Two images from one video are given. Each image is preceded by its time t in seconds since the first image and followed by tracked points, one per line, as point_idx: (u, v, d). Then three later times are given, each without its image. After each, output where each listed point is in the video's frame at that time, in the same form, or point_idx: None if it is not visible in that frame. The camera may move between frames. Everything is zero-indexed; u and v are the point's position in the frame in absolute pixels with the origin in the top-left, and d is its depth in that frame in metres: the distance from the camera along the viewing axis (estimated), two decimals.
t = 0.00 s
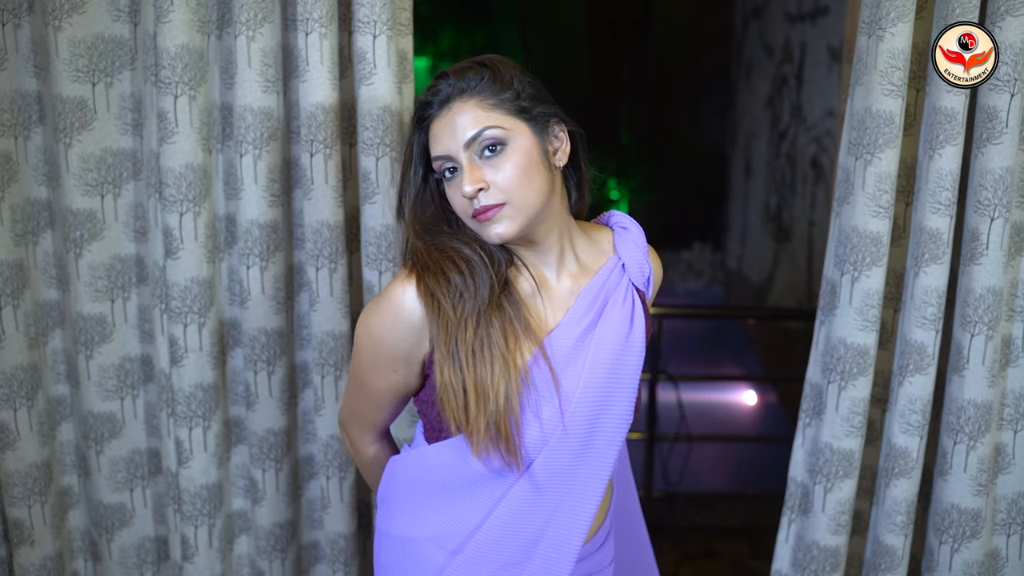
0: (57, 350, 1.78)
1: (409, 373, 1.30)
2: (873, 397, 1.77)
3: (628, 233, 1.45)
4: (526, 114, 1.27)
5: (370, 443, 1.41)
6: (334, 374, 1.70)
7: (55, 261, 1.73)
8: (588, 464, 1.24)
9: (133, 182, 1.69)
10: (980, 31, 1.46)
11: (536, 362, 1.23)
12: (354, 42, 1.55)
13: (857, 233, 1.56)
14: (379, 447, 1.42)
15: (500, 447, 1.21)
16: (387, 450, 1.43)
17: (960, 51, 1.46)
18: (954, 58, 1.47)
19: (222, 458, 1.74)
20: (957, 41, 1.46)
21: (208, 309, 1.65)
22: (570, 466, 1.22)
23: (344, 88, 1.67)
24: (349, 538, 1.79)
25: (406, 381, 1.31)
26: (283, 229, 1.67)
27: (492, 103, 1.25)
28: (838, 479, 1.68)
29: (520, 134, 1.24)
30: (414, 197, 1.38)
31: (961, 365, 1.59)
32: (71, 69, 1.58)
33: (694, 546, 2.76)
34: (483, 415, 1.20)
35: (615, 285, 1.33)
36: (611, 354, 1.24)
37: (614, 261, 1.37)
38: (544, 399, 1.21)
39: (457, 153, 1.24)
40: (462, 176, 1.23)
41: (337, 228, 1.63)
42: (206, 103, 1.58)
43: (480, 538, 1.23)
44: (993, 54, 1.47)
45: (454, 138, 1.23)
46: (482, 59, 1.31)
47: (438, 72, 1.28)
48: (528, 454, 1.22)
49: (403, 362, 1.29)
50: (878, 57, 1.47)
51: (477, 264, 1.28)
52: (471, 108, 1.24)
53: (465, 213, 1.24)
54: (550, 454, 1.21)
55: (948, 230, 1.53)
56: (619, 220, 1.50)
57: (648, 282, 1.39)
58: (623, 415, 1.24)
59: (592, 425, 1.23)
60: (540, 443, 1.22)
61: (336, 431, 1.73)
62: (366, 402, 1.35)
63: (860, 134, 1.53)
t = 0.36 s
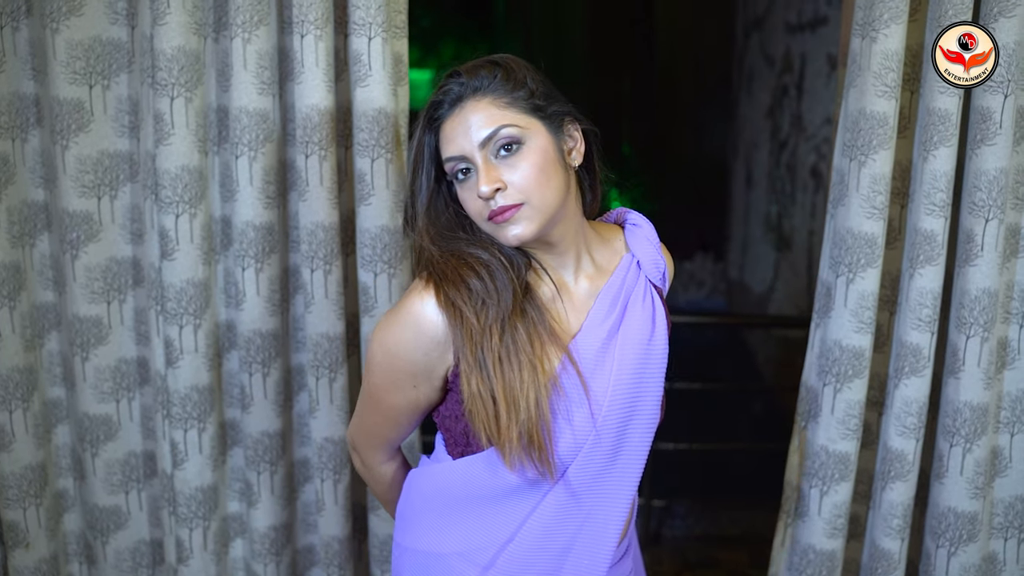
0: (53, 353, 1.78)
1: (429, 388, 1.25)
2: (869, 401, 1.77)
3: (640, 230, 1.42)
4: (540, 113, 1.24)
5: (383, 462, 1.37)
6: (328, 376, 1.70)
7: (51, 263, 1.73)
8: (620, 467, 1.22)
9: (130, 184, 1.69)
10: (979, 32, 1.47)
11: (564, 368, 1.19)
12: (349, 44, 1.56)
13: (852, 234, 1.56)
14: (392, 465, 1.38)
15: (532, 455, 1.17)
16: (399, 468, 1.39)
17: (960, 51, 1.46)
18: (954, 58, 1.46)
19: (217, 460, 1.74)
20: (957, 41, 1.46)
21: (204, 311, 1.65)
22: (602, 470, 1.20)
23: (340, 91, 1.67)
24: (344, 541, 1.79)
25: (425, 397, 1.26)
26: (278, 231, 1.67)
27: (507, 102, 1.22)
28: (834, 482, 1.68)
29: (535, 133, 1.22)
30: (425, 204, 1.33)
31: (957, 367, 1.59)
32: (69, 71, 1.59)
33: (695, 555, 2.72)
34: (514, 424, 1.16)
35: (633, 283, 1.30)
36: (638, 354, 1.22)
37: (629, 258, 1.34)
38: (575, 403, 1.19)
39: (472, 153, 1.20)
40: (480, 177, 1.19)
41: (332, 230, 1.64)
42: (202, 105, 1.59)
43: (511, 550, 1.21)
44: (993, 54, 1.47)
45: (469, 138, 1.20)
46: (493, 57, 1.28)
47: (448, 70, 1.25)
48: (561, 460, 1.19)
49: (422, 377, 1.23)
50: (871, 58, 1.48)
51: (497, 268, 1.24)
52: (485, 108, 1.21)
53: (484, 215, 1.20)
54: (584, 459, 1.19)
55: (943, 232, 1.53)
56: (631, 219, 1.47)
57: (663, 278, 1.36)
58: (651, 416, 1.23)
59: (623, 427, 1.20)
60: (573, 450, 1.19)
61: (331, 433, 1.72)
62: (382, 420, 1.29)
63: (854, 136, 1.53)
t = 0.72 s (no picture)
0: (47, 355, 1.77)
1: (445, 398, 1.19)
2: (865, 404, 1.76)
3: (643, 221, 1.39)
4: (549, 109, 1.20)
5: (394, 479, 1.31)
6: (321, 378, 1.69)
7: (45, 265, 1.73)
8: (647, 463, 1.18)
9: (124, 185, 1.69)
10: (980, 32, 1.46)
11: (587, 366, 1.15)
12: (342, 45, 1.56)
13: (846, 235, 1.55)
14: (404, 480, 1.32)
15: (559, 458, 1.12)
16: (410, 483, 1.33)
17: (960, 51, 1.46)
18: (954, 58, 1.46)
19: (210, 463, 1.74)
20: (957, 41, 1.45)
21: (197, 312, 1.65)
22: (631, 467, 1.16)
23: (334, 93, 1.68)
24: (337, 544, 1.78)
25: (440, 407, 1.20)
26: (272, 233, 1.67)
27: (517, 98, 1.18)
28: (831, 486, 1.67)
29: (547, 130, 1.18)
30: (429, 207, 1.27)
31: (953, 369, 1.58)
32: (63, 72, 1.60)
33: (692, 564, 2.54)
34: (541, 427, 1.11)
35: (645, 273, 1.27)
36: (660, 343, 1.18)
37: (638, 251, 1.30)
38: (601, 399, 1.14)
39: (481, 150, 1.16)
40: (490, 175, 1.15)
41: (326, 231, 1.64)
42: (197, 107, 1.59)
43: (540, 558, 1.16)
44: (993, 54, 1.47)
45: (478, 136, 1.15)
46: (497, 52, 1.24)
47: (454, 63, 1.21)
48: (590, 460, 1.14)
49: (438, 387, 1.17)
50: (865, 59, 1.48)
51: (510, 267, 1.19)
52: (494, 105, 1.17)
53: (498, 214, 1.15)
54: (613, 457, 1.14)
55: (938, 233, 1.53)
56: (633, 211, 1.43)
57: (673, 269, 1.32)
58: (675, 410, 1.19)
59: (651, 420, 1.16)
60: (602, 450, 1.14)
61: (324, 435, 1.72)
62: (394, 434, 1.23)
63: (849, 137, 1.53)
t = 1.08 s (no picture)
0: (41, 356, 1.76)
1: (448, 398, 1.17)
2: (864, 405, 1.75)
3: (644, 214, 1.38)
4: (555, 106, 1.19)
5: (401, 487, 1.27)
6: (316, 380, 1.68)
7: (41, 265, 1.72)
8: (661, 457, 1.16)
9: (120, 186, 1.69)
10: (980, 32, 1.46)
11: (595, 359, 1.13)
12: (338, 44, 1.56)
13: (845, 236, 1.55)
14: (410, 490, 1.28)
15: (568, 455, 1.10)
16: (416, 492, 1.30)
17: (960, 51, 1.45)
18: (954, 58, 1.46)
19: (205, 465, 1.72)
20: (957, 41, 1.45)
21: (192, 313, 1.64)
22: (645, 461, 1.14)
23: (330, 94, 1.67)
24: (332, 548, 1.76)
25: (444, 408, 1.18)
26: (267, 233, 1.66)
27: (524, 95, 1.16)
28: (830, 488, 1.66)
29: (554, 129, 1.16)
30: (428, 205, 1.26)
31: (953, 370, 1.57)
32: (59, 71, 1.59)
33: None
34: (550, 423, 1.09)
35: (649, 266, 1.26)
36: (667, 335, 1.17)
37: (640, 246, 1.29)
38: (610, 393, 1.12)
39: (486, 149, 1.14)
40: (495, 173, 1.13)
41: (321, 231, 1.63)
42: (192, 106, 1.59)
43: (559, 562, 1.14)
44: (993, 54, 1.46)
45: (483, 134, 1.13)
46: (502, 45, 1.21)
47: (458, 55, 1.18)
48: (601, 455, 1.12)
49: (441, 386, 1.15)
50: (863, 58, 1.48)
51: (510, 264, 1.18)
52: (500, 102, 1.15)
53: (500, 211, 1.14)
54: (626, 451, 1.12)
55: (937, 232, 1.52)
56: (628, 206, 1.42)
57: (676, 263, 1.32)
58: (686, 402, 1.18)
59: (663, 412, 1.15)
60: (612, 445, 1.12)
61: (319, 438, 1.70)
62: (398, 439, 1.21)
63: (846, 136, 1.52)
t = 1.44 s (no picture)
0: (37, 355, 1.75)
1: (444, 386, 1.16)
2: (864, 404, 1.74)
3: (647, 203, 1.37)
4: (560, 97, 1.18)
5: (405, 484, 1.26)
6: (313, 378, 1.67)
7: (37, 264, 1.71)
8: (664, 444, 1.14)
9: (117, 184, 1.68)
10: (980, 32, 1.46)
11: (589, 343, 1.13)
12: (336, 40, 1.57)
13: (844, 232, 1.55)
14: (413, 487, 1.27)
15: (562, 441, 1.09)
16: (420, 490, 1.28)
17: (960, 51, 1.46)
18: (954, 58, 1.46)
19: (200, 464, 1.71)
20: (957, 41, 1.45)
21: (189, 310, 1.63)
22: (645, 449, 1.12)
23: (328, 91, 1.67)
24: (328, 548, 1.75)
25: (440, 397, 1.17)
26: (265, 231, 1.66)
27: (530, 86, 1.15)
28: (831, 488, 1.65)
29: (559, 121, 1.15)
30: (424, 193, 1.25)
31: (954, 367, 1.56)
32: (57, 68, 1.59)
33: None
34: (543, 409, 1.09)
35: (648, 255, 1.25)
36: (667, 319, 1.16)
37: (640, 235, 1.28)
38: (604, 377, 1.11)
39: (491, 140, 1.12)
40: (500, 164, 1.12)
41: (318, 228, 1.62)
42: (190, 103, 1.59)
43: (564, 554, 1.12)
44: (993, 54, 1.46)
45: (488, 124, 1.12)
46: (507, 31, 1.19)
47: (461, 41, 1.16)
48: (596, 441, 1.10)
49: (436, 373, 1.14)
50: (861, 53, 1.48)
51: (504, 254, 1.18)
52: (506, 91, 1.13)
53: (500, 203, 1.13)
54: (623, 438, 1.11)
55: (937, 228, 1.51)
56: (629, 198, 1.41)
57: (678, 250, 1.30)
58: (690, 388, 1.16)
59: (663, 397, 1.13)
60: (608, 430, 1.10)
61: (316, 436, 1.69)
62: (396, 431, 1.20)
63: (845, 132, 1.52)
